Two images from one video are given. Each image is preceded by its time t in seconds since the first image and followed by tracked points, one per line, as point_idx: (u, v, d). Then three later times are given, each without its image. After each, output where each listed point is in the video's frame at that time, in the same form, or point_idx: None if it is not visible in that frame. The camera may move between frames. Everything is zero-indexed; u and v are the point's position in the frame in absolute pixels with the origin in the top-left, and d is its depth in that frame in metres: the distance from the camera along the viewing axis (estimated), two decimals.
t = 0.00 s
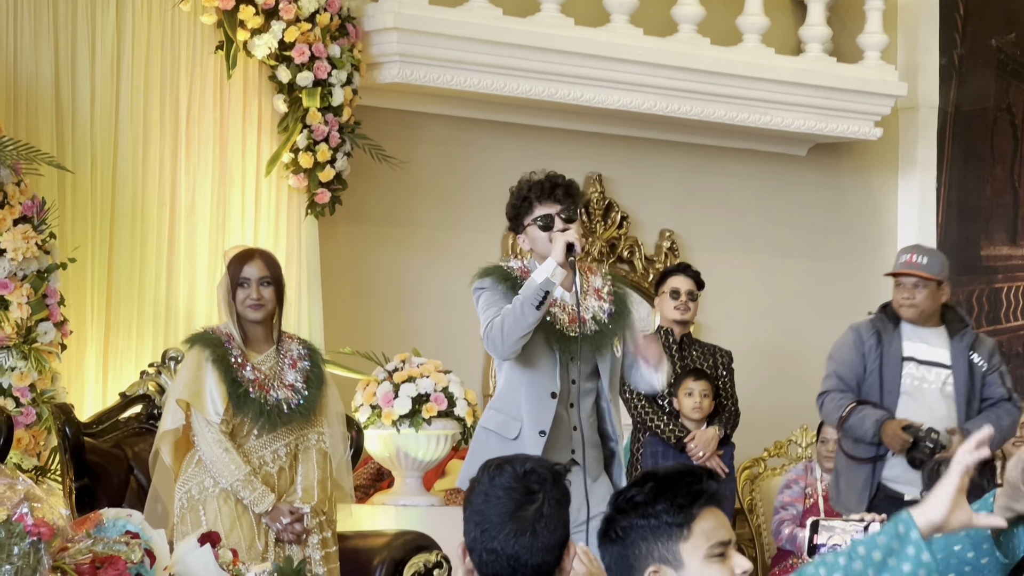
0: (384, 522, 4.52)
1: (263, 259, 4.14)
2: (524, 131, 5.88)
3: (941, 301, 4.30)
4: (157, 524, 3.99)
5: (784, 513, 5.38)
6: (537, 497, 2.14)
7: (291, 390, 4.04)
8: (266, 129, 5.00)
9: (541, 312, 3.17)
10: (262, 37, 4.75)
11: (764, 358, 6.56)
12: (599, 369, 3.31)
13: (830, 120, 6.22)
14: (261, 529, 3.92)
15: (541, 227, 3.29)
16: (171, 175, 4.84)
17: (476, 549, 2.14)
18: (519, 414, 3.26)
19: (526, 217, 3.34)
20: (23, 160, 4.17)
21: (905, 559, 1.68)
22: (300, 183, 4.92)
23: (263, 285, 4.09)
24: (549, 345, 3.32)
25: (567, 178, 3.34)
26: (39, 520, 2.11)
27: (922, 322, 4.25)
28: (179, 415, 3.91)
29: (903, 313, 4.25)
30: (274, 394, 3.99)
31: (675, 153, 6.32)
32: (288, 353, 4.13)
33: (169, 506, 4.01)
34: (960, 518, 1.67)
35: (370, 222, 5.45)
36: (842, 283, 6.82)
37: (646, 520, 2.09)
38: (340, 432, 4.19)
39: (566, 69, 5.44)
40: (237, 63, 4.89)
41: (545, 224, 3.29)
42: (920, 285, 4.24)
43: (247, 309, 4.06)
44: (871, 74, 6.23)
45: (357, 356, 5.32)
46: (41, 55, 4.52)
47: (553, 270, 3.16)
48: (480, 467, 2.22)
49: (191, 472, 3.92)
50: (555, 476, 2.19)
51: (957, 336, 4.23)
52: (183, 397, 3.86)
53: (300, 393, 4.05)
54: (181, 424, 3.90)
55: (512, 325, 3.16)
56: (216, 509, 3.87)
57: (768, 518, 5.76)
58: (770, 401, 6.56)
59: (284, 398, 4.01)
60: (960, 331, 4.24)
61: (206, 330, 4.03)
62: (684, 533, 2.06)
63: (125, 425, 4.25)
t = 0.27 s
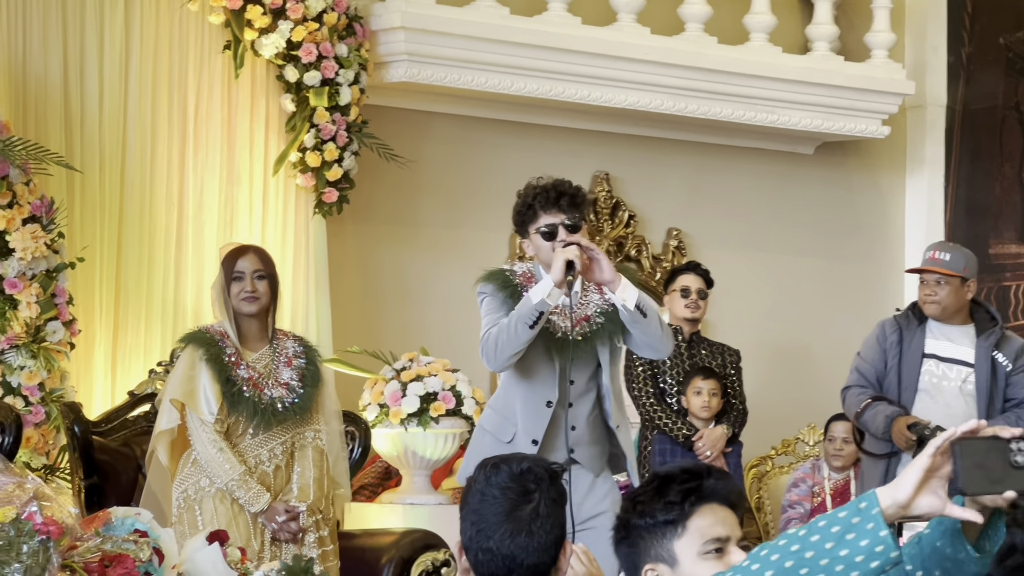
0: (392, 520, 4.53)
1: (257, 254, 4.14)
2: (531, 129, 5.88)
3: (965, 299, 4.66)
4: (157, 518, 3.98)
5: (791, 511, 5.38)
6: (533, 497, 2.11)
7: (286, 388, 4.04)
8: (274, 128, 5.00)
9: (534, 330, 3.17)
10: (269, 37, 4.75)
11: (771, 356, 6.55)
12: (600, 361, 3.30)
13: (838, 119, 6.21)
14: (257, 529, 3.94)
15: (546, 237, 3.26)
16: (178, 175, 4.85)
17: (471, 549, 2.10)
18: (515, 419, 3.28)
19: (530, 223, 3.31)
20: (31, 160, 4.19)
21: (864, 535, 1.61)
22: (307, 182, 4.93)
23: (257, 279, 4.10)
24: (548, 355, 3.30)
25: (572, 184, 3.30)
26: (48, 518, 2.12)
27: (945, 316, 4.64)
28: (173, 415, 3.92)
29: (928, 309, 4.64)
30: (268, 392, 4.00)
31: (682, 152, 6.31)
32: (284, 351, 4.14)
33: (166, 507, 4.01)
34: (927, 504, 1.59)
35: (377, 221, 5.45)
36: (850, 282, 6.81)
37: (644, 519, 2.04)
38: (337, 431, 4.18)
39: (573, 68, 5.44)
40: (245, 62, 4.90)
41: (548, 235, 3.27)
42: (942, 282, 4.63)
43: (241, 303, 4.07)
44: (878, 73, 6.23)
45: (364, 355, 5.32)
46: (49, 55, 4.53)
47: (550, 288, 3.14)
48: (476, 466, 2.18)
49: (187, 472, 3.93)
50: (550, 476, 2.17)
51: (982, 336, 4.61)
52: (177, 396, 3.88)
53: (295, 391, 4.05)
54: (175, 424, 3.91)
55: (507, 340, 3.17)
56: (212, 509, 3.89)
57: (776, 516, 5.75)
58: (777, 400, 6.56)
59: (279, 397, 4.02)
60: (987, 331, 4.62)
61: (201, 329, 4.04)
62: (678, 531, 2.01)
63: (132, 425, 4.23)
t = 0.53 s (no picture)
0: (400, 522, 4.54)
1: (261, 257, 4.14)
2: (539, 130, 5.87)
3: (966, 298, 4.65)
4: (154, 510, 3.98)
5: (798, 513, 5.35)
6: (513, 496, 2.02)
7: (288, 390, 4.05)
8: (282, 129, 4.99)
9: (535, 316, 3.19)
10: (278, 38, 4.75)
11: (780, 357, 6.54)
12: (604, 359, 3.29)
13: (846, 120, 6.20)
14: (260, 529, 3.94)
15: (547, 230, 3.26)
16: (186, 177, 4.86)
17: (451, 548, 2.00)
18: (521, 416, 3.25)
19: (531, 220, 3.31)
20: (40, 162, 4.20)
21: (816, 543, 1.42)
22: (315, 184, 4.93)
23: (262, 280, 4.11)
24: (550, 344, 3.29)
25: (574, 180, 3.31)
26: (56, 520, 2.12)
27: (945, 317, 4.63)
28: (173, 417, 3.92)
29: (927, 311, 4.63)
30: (270, 394, 4.01)
31: (690, 153, 6.30)
32: (285, 352, 4.14)
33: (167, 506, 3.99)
34: (872, 506, 1.38)
35: (384, 222, 5.45)
36: (857, 283, 6.79)
37: (645, 518, 1.97)
38: (338, 433, 4.22)
39: (580, 69, 5.44)
40: (253, 64, 4.90)
41: (549, 227, 3.26)
42: (942, 283, 4.61)
43: (245, 303, 4.07)
44: (886, 74, 6.21)
45: (372, 357, 5.33)
46: (57, 57, 4.54)
47: (551, 273, 3.16)
48: (459, 463, 2.09)
49: (190, 475, 3.93)
50: (531, 476, 2.08)
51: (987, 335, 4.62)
52: (180, 400, 3.88)
53: (297, 393, 4.06)
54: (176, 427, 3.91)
55: (508, 327, 3.19)
56: (216, 511, 3.90)
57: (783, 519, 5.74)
58: (785, 402, 6.54)
59: (281, 398, 4.02)
60: (991, 328, 4.63)
61: (201, 331, 4.03)
62: (675, 530, 1.93)
63: (142, 426, 4.24)
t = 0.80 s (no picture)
0: (407, 526, 4.53)
1: (269, 260, 4.17)
2: (545, 135, 5.87)
3: (965, 302, 4.64)
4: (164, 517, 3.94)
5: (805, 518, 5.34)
6: (496, 502, 2.10)
7: (296, 393, 4.04)
8: (288, 133, 4.98)
9: (550, 289, 3.19)
10: (285, 42, 4.76)
11: (787, 362, 6.53)
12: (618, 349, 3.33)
13: (852, 124, 6.19)
14: (270, 533, 3.92)
15: (547, 220, 3.36)
16: (192, 181, 4.86)
17: (435, 552, 2.10)
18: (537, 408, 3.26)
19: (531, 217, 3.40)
20: (46, 166, 4.20)
21: (827, 545, 1.51)
22: (321, 188, 4.93)
23: (272, 282, 4.13)
24: (561, 330, 3.32)
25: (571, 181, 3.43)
26: (61, 525, 2.12)
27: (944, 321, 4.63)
28: (181, 422, 3.93)
29: (926, 316, 4.64)
30: (279, 397, 4.00)
31: (696, 157, 6.30)
32: (291, 356, 4.13)
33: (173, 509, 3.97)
34: (888, 506, 1.45)
35: (391, 226, 5.45)
36: (864, 287, 6.78)
37: (642, 520, 1.99)
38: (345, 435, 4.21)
39: (587, 73, 5.43)
40: (259, 68, 4.90)
41: (550, 217, 3.36)
42: (939, 289, 4.60)
43: (258, 307, 4.09)
44: (892, 78, 6.21)
45: (378, 361, 5.33)
46: (64, 61, 4.55)
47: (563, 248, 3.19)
48: (443, 468, 2.18)
49: (199, 479, 3.91)
50: (515, 481, 2.16)
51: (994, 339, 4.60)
52: (188, 404, 3.90)
53: (305, 395, 4.05)
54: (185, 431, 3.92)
55: (524, 303, 3.19)
56: (227, 516, 3.87)
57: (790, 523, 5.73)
58: (792, 405, 6.53)
59: (290, 401, 4.01)
60: (992, 330, 4.62)
61: (206, 336, 4.05)
62: (677, 535, 1.95)
63: (148, 430, 4.23)
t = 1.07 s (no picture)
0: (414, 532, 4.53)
1: (279, 265, 4.16)
2: (552, 141, 5.86)
3: (979, 310, 4.64)
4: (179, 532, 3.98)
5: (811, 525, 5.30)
6: (486, 511, 2.07)
7: (310, 398, 4.02)
8: (295, 140, 5.01)
9: (563, 289, 3.20)
10: (291, 49, 4.75)
11: (795, 368, 6.52)
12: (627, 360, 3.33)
13: (859, 130, 6.18)
14: (283, 540, 3.92)
15: (558, 227, 3.36)
16: (200, 187, 4.86)
17: (425, 562, 2.07)
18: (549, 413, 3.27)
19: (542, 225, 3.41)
20: (54, 173, 4.21)
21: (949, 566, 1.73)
22: (328, 195, 4.93)
23: (286, 286, 4.11)
24: (571, 335, 3.35)
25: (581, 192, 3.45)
26: (69, 531, 2.13)
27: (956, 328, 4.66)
28: (205, 423, 3.96)
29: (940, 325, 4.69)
30: (294, 402, 3.99)
31: (703, 163, 6.29)
32: (305, 361, 4.10)
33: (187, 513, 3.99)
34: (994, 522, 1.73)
35: (398, 233, 5.45)
36: (871, 294, 6.77)
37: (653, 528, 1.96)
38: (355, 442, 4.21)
39: (594, 79, 5.43)
40: (266, 75, 4.90)
41: (560, 225, 3.36)
42: (947, 299, 4.66)
43: (274, 311, 4.07)
44: (899, 84, 6.20)
45: (385, 367, 5.32)
46: (71, 67, 4.55)
47: (575, 249, 3.20)
48: (431, 476, 2.14)
49: (213, 485, 3.91)
50: (505, 489, 2.11)
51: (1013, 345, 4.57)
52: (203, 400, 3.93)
53: (319, 401, 4.04)
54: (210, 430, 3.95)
55: (538, 304, 3.20)
56: (241, 521, 3.87)
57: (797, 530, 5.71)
58: (800, 412, 6.52)
59: (305, 407, 4.00)
60: (1011, 337, 4.60)
61: (219, 340, 4.08)
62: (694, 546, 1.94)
63: (155, 436, 4.24)
